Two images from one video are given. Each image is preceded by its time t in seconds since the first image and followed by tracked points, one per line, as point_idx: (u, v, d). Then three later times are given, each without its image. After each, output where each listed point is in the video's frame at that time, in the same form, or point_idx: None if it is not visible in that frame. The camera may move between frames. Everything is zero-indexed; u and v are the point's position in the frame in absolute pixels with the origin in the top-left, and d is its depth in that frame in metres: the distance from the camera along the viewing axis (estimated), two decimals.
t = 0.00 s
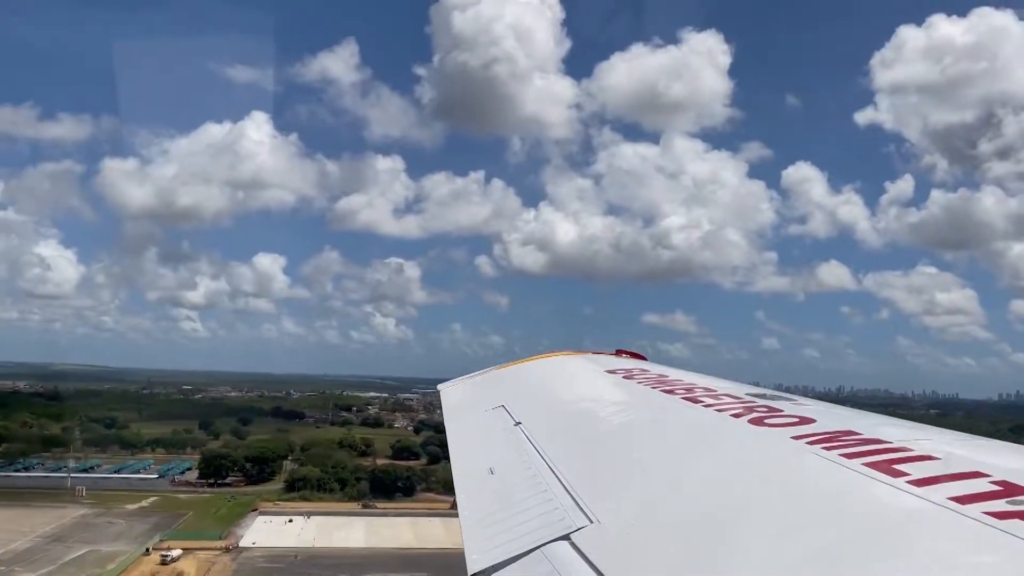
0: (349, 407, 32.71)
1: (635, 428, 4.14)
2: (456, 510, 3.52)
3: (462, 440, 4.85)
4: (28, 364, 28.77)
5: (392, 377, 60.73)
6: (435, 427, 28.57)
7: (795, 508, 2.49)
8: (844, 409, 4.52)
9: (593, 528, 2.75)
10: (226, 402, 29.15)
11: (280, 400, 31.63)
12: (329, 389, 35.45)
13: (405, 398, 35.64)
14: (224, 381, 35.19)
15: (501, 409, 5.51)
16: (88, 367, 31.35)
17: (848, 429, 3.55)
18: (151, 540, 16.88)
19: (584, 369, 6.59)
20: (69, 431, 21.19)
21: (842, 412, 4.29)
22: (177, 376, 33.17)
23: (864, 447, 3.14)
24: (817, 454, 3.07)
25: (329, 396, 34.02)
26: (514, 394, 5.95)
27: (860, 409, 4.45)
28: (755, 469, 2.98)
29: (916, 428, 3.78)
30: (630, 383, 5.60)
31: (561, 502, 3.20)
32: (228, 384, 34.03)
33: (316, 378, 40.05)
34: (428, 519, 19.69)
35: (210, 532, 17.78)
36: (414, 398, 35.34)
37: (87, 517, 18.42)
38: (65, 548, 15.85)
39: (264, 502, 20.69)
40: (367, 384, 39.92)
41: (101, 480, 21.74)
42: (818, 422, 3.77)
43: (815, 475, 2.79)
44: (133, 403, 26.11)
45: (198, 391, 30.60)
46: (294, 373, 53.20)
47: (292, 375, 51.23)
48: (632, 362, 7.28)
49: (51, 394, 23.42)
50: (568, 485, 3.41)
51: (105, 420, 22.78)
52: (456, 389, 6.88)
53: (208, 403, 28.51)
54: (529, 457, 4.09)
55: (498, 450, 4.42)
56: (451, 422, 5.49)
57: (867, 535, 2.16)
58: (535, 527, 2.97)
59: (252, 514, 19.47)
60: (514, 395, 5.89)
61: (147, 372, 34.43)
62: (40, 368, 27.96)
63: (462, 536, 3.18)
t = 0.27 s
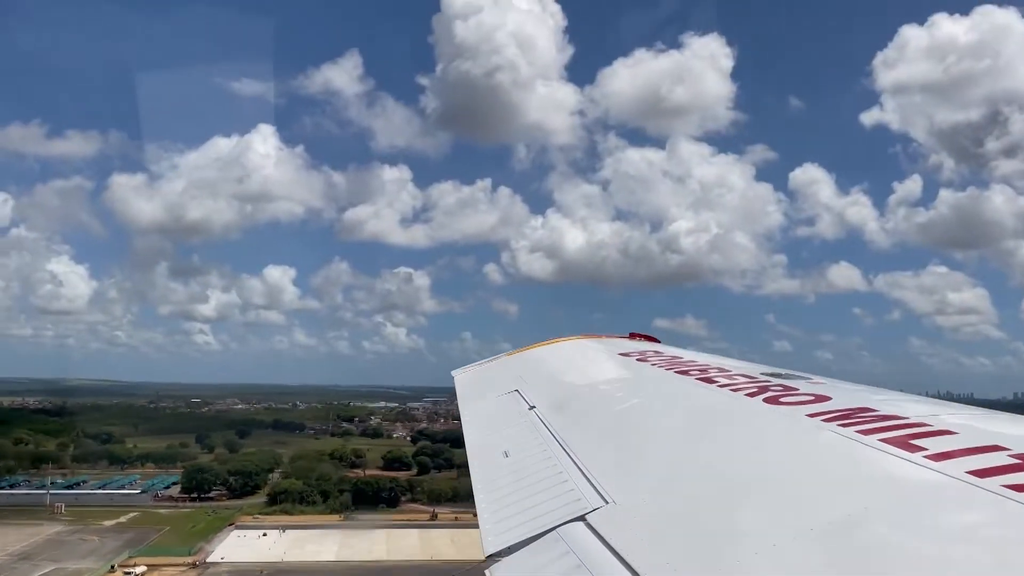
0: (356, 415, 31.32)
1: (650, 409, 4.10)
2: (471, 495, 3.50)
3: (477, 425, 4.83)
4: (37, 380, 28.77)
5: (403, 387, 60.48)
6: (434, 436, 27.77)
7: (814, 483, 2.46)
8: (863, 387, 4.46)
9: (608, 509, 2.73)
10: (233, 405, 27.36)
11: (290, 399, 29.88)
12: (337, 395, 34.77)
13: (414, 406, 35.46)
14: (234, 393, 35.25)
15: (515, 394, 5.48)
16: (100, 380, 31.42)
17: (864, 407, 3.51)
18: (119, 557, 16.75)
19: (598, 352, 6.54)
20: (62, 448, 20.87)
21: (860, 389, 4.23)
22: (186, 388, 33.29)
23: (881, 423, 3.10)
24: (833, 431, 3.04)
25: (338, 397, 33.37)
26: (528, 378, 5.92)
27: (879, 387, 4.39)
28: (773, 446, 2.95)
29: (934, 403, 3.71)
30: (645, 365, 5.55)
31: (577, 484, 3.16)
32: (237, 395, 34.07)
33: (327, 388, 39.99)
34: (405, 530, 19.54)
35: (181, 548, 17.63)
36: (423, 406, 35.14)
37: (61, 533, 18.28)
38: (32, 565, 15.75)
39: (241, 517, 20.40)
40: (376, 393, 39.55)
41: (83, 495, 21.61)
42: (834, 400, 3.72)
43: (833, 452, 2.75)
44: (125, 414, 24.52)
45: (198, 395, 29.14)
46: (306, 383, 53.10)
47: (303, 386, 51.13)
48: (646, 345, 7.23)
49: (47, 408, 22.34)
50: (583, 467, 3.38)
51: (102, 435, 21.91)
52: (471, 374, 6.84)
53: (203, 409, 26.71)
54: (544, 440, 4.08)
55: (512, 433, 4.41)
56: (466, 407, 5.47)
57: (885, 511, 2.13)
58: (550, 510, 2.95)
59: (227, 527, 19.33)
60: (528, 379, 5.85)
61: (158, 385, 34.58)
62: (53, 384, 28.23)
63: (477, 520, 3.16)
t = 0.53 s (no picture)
0: (365, 424, 28.86)
1: (654, 401, 4.07)
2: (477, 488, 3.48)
3: (483, 419, 4.81)
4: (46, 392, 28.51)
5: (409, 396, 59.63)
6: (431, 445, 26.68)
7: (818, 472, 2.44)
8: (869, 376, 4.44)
9: (613, 500, 2.71)
10: (243, 417, 24.54)
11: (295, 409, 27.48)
12: (345, 402, 34.06)
13: (422, 413, 34.88)
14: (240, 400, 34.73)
15: (520, 388, 5.45)
16: (111, 393, 31.25)
17: (870, 395, 3.48)
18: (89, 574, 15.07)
19: (603, 345, 6.51)
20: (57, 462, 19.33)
21: (864, 378, 4.20)
22: (192, 394, 32.78)
23: (886, 412, 3.07)
24: (837, 420, 3.01)
25: (343, 404, 32.56)
26: (533, 372, 5.90)
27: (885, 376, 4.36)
28: (777, 435, 2.93)
29: (940, 391, 3.69)
30: (649, 358, 5.53)
31: (582, 476, 3.15)
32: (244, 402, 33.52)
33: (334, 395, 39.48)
34: (382, 539, 18.06)
35: (157, 562, 16.08)
36: (430, 412, 34.55)
37: (37, 548, 16.60)
38: None
39: (221, 527, 18.86)
40: (382, 402, 39.14)
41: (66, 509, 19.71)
42: (839, 389, 3.69)
43: (836, 440, 2.73)
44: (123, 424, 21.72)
45: (207, 408, 26.14)
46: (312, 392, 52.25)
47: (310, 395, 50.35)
48: (650, 338, 7.20)
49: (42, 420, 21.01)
50: (588, 459, 3.36)
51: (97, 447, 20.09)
52: (476, 369, 6.80)
53: (201, 419, 23.37)
54: (549, 432, 4.06)
55: (517, 427, 4.38)
56: (471, 402, 5.44)
57: (887, 498, 2.12)
58: (555, 501, 2.93)
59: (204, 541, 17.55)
60: (533, 374, 5.81)
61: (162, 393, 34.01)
62: (64, 397, 28.05)
63: (483, 512, 3.15)
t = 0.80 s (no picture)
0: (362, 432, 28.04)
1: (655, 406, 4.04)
2: (478, 493, 3.46)
3: (484, 424, 4.77)
4: (54, 402, 28.42)
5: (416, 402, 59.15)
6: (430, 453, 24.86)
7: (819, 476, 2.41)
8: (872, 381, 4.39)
9: (614, 504, 2.69)
10: (241, 423, 23.69)
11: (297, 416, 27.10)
12: (351, 409, 33.53)
13: (428, 418, 34.42)
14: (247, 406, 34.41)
15: (522, 392, 5.42)
16: (122, 401, 31.23)
17: (872, 400, 3.43)
18: None
19: (605, 350, 6.47)
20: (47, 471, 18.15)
21: (867, 383, 4.15)
22: (198, 401, 32.51)
23: (887, 416, 3.03)
24: (837, 424, 2.97)
25: (346, 411, 32.02)
26: (535, 376, 5.86)
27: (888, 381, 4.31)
28: (777, 439, 2.90)
29: (943, 395, 3.64)
30: (650, 362, 5.49)
31: (583, 480, 3.12)
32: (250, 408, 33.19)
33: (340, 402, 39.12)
34: (354, 548, 17.34)
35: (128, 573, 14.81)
36: (436, 418, 34.07)
37: (11, 560, 15.29)
38: None
39: (201, 538, 17.67)
40: (388, 408, 38.60)
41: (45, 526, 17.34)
42: (841, 393, 3.65)
43: (836, 444, 2.70)
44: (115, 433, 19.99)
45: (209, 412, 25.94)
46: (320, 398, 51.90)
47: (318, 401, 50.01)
48: (653, 342, 7.15)
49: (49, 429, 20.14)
50: (589, 463, 3.33)
51: (89, 456, 18.34)
52: (479, 374, 6.77)
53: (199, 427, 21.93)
54: (551, 436, 4.02)
55: (519, 432, 4.35)
56: (473, 406, 5.41)
57: (886, 502, 2.09)
58: (556, 506, 2.90)
59: (179, 552, 16.52)
60: (535, 378, 5.79)
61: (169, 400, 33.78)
62: (73, 405, 27.96)
63: (483, 517, 3.12)
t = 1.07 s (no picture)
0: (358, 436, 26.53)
1: (658, 424, 4.02)
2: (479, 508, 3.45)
3: (487, 439, 4.77)
4: (60, 404, 28.42)
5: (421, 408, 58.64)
6: (421, 462, 23.31)
7: (822, 497, 2.39)
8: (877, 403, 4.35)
9: (614, 522, 2.67)
10: (242, 428, 22.53)
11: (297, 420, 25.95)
12: (355, 415, 33.02)
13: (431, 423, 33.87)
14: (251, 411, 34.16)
15: (525, 408, 5.41)
16: (128, 404, 31.14)
17: (876, 422, 3.41)
18: None
19: (610, 367, 6.46)
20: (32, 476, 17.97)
21: (872, 406, 4.12)
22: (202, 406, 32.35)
23: (892, 439, 3.01)
24: (839, 446, 2.96)
25: (349, 416, 31.63)
26: (540, 392, 5.85)
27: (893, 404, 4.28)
28: (778, 461, 2.88)
29: (948, 420, 3.61)
30: (655, 380, 5.47)
31: (584, 497, 3.10)
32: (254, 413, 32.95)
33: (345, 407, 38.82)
34: (322, 557, 16.10)
35: None
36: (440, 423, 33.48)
37: None
38: None
39: (168, 546, 16.37)
40: (393, 415, 38.15)
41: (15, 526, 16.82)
42: (846, 415, 3.63)
43: (838, 466, 2.68)
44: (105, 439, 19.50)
45: (211, 416, 25.45)
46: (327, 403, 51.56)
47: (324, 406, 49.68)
48: (657, 360, 7.13)
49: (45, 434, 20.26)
50: (590, 480, 3.32)
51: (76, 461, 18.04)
52: (483, 389, 6.76)
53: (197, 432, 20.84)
54: (554, 453, 4.01)
55: (522, 447, 4.34)
56: (476, 421, 5.40)
57: (886, 526, 2.07)
58: (556, 522, 2.90)
59: (145, 561, 15.23)
60: (539, 394, 5.78)
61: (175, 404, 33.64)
62: (80, 410, 27.97)
63: (484, 532, 3.11)
